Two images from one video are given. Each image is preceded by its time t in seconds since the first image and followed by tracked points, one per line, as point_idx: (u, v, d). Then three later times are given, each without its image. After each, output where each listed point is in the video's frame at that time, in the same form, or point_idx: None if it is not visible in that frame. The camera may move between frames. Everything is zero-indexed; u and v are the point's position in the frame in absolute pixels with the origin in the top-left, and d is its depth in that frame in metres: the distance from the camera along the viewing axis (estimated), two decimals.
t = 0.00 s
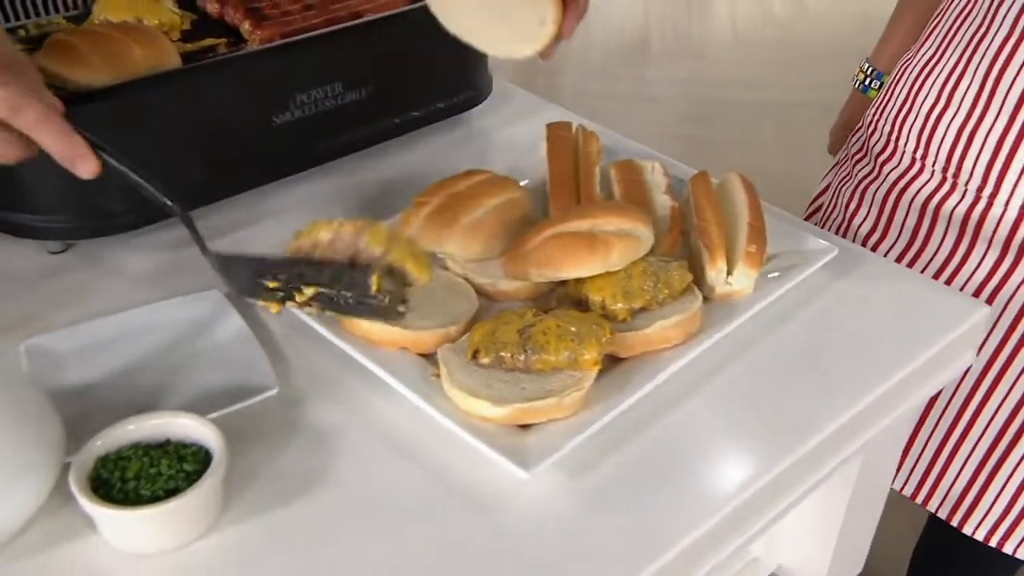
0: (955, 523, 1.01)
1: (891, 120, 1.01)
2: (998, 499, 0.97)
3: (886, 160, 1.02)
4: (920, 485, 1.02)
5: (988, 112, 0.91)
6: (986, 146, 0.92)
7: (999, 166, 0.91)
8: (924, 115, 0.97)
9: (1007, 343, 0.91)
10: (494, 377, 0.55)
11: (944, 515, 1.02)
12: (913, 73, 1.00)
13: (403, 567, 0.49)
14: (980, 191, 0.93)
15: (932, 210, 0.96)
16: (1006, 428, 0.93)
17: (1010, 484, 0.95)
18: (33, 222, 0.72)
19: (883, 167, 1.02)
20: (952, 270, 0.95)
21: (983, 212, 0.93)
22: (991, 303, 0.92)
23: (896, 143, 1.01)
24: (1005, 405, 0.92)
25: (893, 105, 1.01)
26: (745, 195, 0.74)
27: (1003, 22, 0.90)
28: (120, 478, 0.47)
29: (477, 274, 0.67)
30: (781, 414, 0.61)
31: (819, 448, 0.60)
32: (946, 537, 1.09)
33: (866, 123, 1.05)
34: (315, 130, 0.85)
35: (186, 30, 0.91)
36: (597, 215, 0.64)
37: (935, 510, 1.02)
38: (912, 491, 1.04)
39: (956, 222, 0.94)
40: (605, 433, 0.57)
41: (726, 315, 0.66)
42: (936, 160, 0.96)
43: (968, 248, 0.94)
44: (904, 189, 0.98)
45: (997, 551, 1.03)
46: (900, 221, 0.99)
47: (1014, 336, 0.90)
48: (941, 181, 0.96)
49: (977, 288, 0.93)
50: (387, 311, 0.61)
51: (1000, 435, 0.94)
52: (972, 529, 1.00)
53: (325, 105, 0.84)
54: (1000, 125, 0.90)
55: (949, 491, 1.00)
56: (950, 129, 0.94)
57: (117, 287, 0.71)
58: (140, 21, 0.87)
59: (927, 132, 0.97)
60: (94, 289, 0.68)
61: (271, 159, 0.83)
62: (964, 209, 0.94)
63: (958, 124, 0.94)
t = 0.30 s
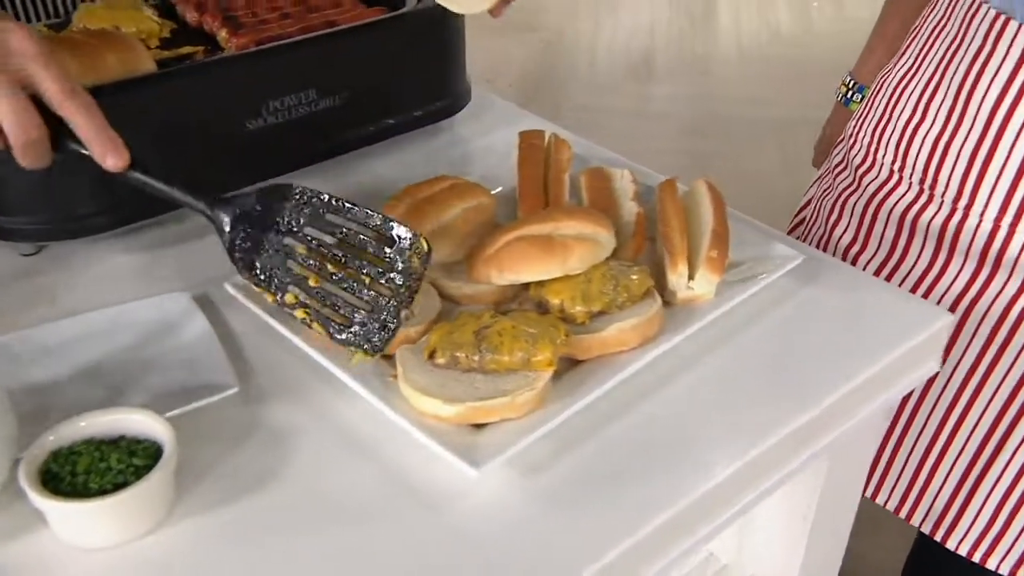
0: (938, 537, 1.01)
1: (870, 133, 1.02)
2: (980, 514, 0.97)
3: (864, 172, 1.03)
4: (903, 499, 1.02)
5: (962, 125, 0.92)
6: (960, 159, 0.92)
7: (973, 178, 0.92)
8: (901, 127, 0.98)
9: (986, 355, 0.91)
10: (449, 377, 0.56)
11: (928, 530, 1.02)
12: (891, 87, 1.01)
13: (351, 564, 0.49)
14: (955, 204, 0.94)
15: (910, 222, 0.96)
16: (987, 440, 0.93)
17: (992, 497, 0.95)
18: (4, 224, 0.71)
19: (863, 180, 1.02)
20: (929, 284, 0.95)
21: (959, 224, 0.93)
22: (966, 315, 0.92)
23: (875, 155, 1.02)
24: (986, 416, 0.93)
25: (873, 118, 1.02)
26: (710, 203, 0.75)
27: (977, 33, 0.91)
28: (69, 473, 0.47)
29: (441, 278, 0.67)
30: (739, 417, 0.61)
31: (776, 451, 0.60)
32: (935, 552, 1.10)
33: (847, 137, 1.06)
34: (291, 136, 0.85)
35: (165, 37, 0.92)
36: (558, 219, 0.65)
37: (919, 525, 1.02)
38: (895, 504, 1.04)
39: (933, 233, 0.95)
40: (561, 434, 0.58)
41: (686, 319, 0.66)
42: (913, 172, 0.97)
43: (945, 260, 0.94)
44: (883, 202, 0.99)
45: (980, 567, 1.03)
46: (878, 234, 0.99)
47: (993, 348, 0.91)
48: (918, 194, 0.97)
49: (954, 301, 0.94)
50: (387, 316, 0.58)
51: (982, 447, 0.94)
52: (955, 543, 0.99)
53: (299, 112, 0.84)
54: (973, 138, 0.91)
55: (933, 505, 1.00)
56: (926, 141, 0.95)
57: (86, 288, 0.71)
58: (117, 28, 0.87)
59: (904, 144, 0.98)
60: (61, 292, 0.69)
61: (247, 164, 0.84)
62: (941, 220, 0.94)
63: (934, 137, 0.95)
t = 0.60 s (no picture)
0: (914, 558, 1.01)
1: (839, 151, 1.03)
2: (953, 534, 0.98)
3: (835, 190, 1.03)
4: (878, 519, 1.03)
5: (927, 143, 0.93)
6: (925, 177, 0.93)
7: (938, 195, 0.93)
8: (869, 145, 0.99)
9: (954, 375, 0.93)
10: (399, 386, 0.56)
11: (903, 550, 1.03)
12: (859, 106, 1.02)
13: (293, 569, 0.50)
14: (922, 220, 0.94)
15: (878, 239, 0.97)
16: (957, 460, 0.95)
17: (963, 518, 0.96)
18: None
19: (833, 198, 1.03)
20: (898, 303, 0.97)
21: (926, 241, 0.94)
22: (934, 333, 0.94)
23: (844, 174, 1.02)
24: (955, 437, 0.94)
25: (842, 136, 1.03)
26: (669, 216, 0.76)
27: (939, 52, 0.92)
28: (15, 477, 0.48)
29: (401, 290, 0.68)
30: (689, 426, 0.62)
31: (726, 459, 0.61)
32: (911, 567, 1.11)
33: (818, 155, 1.07)
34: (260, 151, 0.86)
35: (139, 55, 0.91)
36: (512, 232, 0.65)
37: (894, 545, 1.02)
38: (871, 524, 1.04)
39: (900, 251, 0.96)
40: (510, 442, 0.58)
41: (641, 330, 0.67)
42: (881, 190, 0.98)
43: (913, 278, 0.95)
44: (852, 219, 1.00)
45: None
46: (849, 251, 1.00)
47: (960, 367, 0.92)
48: (886, 211, 0.98)
49: (920, 320, 0.95)
50: (264, 200, 0.54)
51: (952, 467, 0.95)
52: (930, 564, 1.00)
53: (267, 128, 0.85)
54: (938, 155, 0.92)
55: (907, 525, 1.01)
56: (893, 158, 0.96)
57: (50, 299, 0.72)
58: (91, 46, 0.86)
59: (872, 162, 0.99)
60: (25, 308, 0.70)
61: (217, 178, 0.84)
62: (908, 237, 0.95)
63: (900, 154, 0.96)
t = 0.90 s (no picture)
0: None
1: (819, 176, 1.04)
2: (936, 557, 0.98)
3: (814, 215, 1.04)
4: (863, 544, 1.03)
5: (900, 168, 0.93)
6: (898, 201, 0.94)
7: (911, 219, 0.93)
8: (846, 170, 0.99)
9: (932, 398, 0.93)
10: (361, 399, 0.57)
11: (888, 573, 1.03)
12: (838, 131, 1.02)
13: None
14: (897, 243, 0.94)
15: (856, 263, 0.97)
16: (937, 484, 0.95)
17: (946, 541, 0.96)
18: None
19: (813, 222, 1.03)
20: (876, 326, 0.96)
21: (900, 264, 0.94)
22: (910, 358, 0.93)
23: (823, 198, 1.03)
24: (934, 460, 0.94)
25: (821, 162, 1.04)
26: (638, 237, 0.77)
27: (909, 79, 0.93)
28: None
29: (371, 306, 0.69)
30: (649, 440, 0.62)
31: (686, 475, 0.61)
32: None
33: (800, 180, 1.08)
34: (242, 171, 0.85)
35: (126, 78, 0.89)
36: (477, 251, 0.67)
37: (878, 569, 1.03)
38: (856, 549, 1.05)
39: (877, 274, 0.96)
40: (468, 456, 0.59)
41: (606, 346, 0.69)
42: (858, 214, 0.98)
43: (890, 301, 0.95)
44: (830, 242, 1.00)
45: None
46: (827, 275, 1.00)
47: (937, 390, 0.92)
48: (862, 236, 0.98)
49: (897, 343, 0.95)
50: (237, 268, 0.67)
51: (932, 491, 0.96)
52: None
53: (248, 148, 0.85)
54: (909, 179, 0.92)
55: (891, 548, 1.02)
56: (869, 182, 0.96)
57: (26, 311, 0.73)
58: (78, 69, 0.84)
59: (849, 187, 0.99)
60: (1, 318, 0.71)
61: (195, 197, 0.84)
62: (883, 260, 0.95)
63: (874, 178, 0.96)
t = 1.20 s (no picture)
0: None
1: (833, 195, 1.02)
2: None
3: (828, 234, 1.02)
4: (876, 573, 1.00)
5: (911, 188, 0.92)
6: (910, 221, 0.92)
7: (923, 239, 0.91)
8: (859, 190, 0.98)
9: (944, 421, 0.91)
10: (358, 402, 0.59)
11: None
12: (853, 150, 1.01)
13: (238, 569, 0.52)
14: (908, 263, 0.93)
15: (868, 284, 0.96)
16: (949, 512, 0.92)
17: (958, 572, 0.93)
18: None
19: (826, 241, 1.02)
20: (887, 348, 0.94)
21: (912, 284, 0.92)
22: (922, 380, 0.91)
23: (837, 218, 1.01)
24: (945, 485, 0.92)
25: (836, 182, 1.03)
26: (641, 251, 0.79)
27: (921, 99, 0.92)
28: None
29: (375, 313, 0.70)
30: (642, 450, 0.63)
31: (677, 485, 0.62)
32: None
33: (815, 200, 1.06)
34: (259, 184, 0.84)
35: (151, 91, 0.87)
36: (480, 261, 0.69)
37: None
38: None
39: (889, 294, 0.94)
40: (461, 460, 0.60)
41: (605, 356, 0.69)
42: (870, 234, 0.97)
43: (902, 322, 0.94)
44: (843, 262, 0.99)
45: None
46: (840, 294, 0.99)
47: (950, 413, 0.90)
48: (875, 256, 0.96)
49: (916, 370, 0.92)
50: (179, 219, 0.70)
51: (945, 518, 0.93)
52: None
53: (265, 160, 0.83)
54: (920, 199, 0.91)
55: None
56: (881, 203, 0.95)
57: (42, 302, 0.76)
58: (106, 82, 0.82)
59: (862, 206, 0.98)
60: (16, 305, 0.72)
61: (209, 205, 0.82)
62: (895, 281, 0.94)
63: (887, 198, 0.95)
